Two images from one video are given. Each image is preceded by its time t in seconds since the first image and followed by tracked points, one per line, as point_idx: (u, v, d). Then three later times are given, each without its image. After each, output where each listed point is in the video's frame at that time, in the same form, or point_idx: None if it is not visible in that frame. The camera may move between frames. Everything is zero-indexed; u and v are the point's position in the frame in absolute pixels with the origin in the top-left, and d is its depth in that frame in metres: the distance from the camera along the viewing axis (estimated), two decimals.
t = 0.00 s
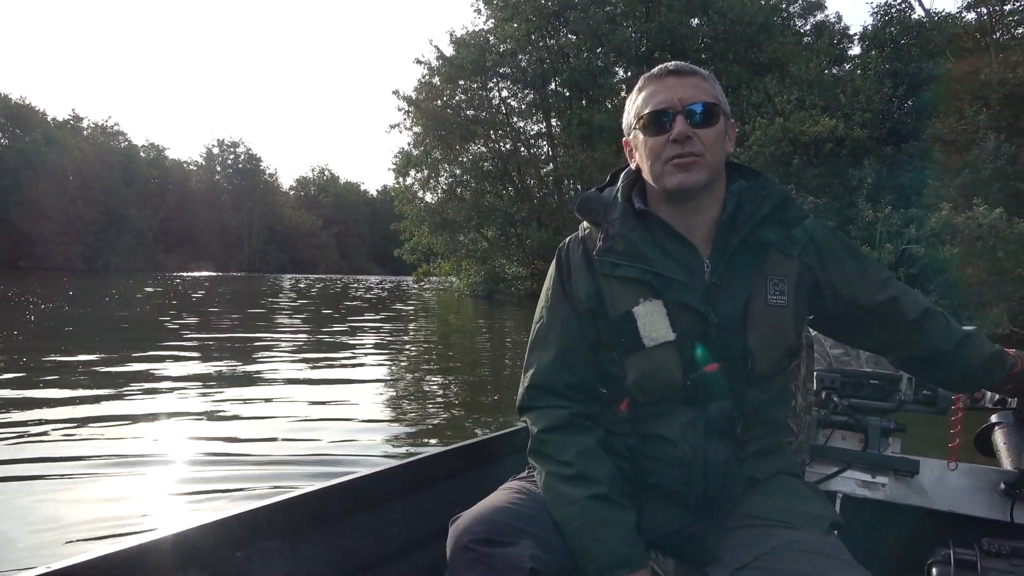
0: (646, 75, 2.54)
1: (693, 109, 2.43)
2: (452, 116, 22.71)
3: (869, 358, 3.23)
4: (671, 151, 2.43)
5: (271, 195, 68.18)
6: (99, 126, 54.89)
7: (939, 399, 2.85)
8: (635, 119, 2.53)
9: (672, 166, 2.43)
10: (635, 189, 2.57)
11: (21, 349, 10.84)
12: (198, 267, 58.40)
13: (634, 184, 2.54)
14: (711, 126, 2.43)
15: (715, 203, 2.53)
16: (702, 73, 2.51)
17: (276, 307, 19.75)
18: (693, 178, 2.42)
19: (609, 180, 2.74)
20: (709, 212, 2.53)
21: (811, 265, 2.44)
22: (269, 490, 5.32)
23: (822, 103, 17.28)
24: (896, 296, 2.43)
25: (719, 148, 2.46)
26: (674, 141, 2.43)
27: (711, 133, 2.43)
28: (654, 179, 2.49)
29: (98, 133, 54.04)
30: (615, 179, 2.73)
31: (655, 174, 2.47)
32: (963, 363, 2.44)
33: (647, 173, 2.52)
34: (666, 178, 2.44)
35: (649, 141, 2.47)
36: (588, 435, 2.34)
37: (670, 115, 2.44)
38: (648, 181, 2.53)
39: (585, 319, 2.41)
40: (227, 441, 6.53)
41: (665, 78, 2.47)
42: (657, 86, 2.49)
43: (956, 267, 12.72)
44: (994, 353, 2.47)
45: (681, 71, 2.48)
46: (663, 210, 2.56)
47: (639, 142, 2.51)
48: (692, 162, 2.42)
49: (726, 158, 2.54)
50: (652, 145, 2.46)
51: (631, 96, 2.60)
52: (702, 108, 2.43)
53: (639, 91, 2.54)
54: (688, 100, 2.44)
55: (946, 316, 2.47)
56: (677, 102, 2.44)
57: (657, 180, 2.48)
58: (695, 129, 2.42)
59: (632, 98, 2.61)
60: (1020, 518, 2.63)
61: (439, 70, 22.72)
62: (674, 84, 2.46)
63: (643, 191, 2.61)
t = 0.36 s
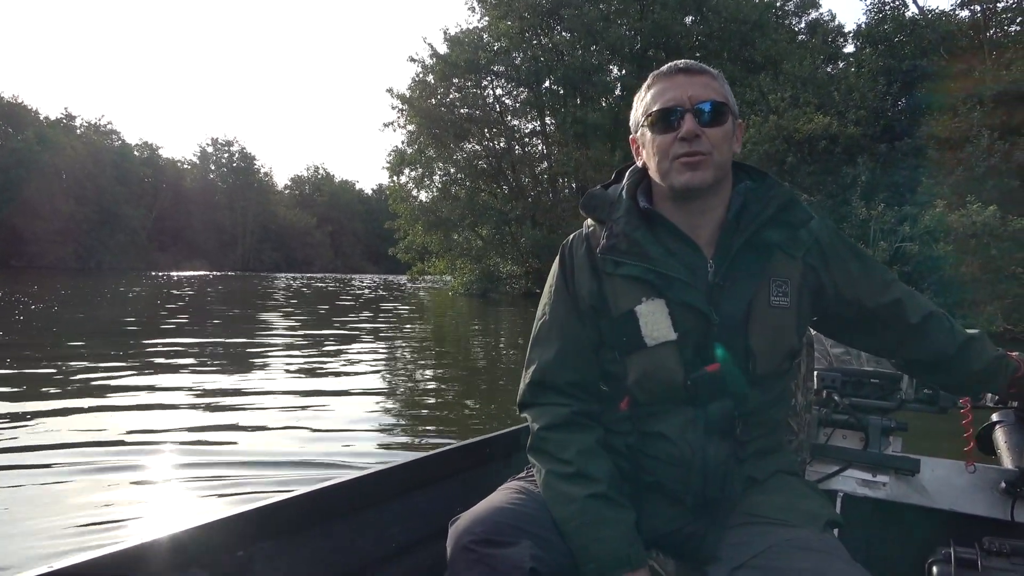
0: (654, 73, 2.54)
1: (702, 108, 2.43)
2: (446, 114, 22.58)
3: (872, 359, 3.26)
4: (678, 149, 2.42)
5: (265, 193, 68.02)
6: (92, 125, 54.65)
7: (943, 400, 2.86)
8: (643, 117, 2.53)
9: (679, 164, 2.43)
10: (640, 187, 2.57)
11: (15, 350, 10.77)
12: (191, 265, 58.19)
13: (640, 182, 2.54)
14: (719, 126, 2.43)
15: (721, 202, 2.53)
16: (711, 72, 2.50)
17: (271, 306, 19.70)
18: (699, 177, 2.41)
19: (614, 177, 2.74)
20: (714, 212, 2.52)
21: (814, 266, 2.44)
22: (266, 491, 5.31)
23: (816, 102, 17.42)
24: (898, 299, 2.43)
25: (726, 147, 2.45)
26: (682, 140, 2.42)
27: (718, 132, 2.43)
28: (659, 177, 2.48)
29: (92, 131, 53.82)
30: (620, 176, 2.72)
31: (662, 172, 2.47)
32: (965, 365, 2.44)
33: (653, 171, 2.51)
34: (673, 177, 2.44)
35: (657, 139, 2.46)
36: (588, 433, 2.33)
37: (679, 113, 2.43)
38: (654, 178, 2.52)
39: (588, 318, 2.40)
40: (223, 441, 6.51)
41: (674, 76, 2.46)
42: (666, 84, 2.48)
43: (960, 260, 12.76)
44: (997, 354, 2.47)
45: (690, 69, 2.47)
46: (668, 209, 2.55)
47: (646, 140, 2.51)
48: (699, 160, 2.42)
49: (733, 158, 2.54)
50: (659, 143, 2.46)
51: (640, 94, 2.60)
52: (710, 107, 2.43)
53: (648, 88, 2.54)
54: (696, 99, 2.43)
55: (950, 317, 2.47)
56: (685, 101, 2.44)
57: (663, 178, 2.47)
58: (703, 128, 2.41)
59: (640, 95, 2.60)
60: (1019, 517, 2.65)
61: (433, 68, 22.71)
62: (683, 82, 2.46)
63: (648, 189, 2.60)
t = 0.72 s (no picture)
0: (663, 71, 2.53)
1: (711, 106, 2.42)
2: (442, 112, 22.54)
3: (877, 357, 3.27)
4: (687, 147, 2.42)
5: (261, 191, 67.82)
6: (87, 123, 54.37)
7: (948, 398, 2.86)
8: (652, 115, 2.53)
9: (688, 162, 2.42)
10: (648, 185, 2.57)
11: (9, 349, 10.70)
12: (187, 264, 57.98)
13: (648, 178, 2.53)
14: (729, 124, 2.42)
15: (729, 201, 2.52)
16: (722, 71, 2.49)
17: (268, 305, 19.63)
18: (708, 174, 2.40)
19: (623, 174, 2.74)
20: (721, 209, 2.52)
21: (821, 264, 2.43)
22: (266, 489, 5.29)
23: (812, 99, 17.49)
24: (906, 298, 2.42)
25: (735, 146, 2.45)
26: (691, 137, 2.41)
27: (728, 131, 2.42)
28: (667, 175, 2.48)
29: (87, 130, 53.52)
30: (628, 173, 2.72)
31: (670, 170, 2.46)
32: (974, 363, 2.43)
33: (661, 169, 2.51)
34: (681, 174, 2.43)
35: (666, 137, 2.46)
36: (592, 429, 2.32)
37: (688, 110, 2.43)
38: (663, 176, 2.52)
39: (594, 313, 2.39)
40: (222, 440, 6.48)
41: (684, 74, 2.46)
42: (676, 82, 2.48)
43: (966, 253, 12.81)
44: (1003, 353, 2.46)
45: (700, 67, 2.46)
46: (676, 206, 2.55)
47: (655, 138, 2.50)
48: (708, 158, 2.41)
49: (742, 156, 2.53)
50: (668, 140, 2.45)
51: (649, 92, 2.60)
52: (720, 105, 2.42)
53: (658, 85, 2.53)
54: (706, 97, 2.42)
55: (958, 317, 2.46)
56: (694, 99, 2.43)
57: (671, 176, 2.47)
58: (713, 125, 2.40)
59: (651, 92, 2.60)
60: None
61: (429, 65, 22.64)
62: (692, 80, 2.45)
63: (655, 187, 2.60)
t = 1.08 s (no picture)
0: (667, 70, 2.53)
1: (714, 104, 2.42)
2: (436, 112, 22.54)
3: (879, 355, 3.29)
4: (690, 145, 2.42)
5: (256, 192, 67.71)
6: (80, 125, 54.20)
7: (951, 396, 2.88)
8: (654, 114, 2.53)
9: (692, 161, 2.42)
10: (651, 184, 2.57)
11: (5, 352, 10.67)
12: (183, 266, 57.87)
13: (651, 176, 2.53)
14: (731, 122, 2.43)
15: (731, 199, 2.52)
16: (724, 69, 2.49)
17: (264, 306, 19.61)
18: (712, 173, 2.40)
19: (626, 172, 2.74)
20: (723, 208, 2.52)
21: (823, 263, 2.43)
22: (266, 491, 5.28)
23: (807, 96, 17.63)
24: (908, 296, 2.42)
25: (736, 144, 2.45)
26: (694, 135, 2.41)
27: (731, 129, 2.42)
28: (671, 172, 2.47)
29: (81, 132, 53.38)
30: (632, 172, 2.72)
31: (673, 170, 2.46)
32: (976, 360, 2.43)
33: (664, 168, 2.51)
34: (684, 173, 2.43)
35: (669, 134, 2.46)
36: (597, 428, 2.32)
37: (691, 109, 2.42)
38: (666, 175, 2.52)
39: (598, 312, 2.39)
40: (221, 442, 6.47)
41: (687, 72, 2.46)
42: (679, 80, 2.47)
43: (963, 250, 12.89)
44: (1006, 350, 2.46)
45: (702, 65, 2.46)
46: (680, 205, 2.55)
47: (658, 136, 2.50)
48: (712, 157, 2.41)
49: (744, 154, 2.53)
50: (671, 138, 2.45)
51: (652, 91, 2.60)
52: (723, 103, 2.42)
53: (661, 84, 2.53)
54: (709, 95, 2.42)
55: (960, 314, 2.46)
56: (698, 97, 2.43)
57: (675, 174, 2.46)
58: (715, 123, 2.41)
59: (653, 91, 2.59)
60: None
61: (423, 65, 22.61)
62: (695, 78, 2.45)
63: (659, 185, 2.60)
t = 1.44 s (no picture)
0: (666, 75, 2.52)
1: (713, 109, 2.41)
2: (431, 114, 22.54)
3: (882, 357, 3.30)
4: (689, 150, 2.41)
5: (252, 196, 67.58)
6: (75, 130, 54.06)
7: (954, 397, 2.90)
8: (654, 119, 2.52)
9: (691, 166, 2.41)
10: (653, 188, 2.56)
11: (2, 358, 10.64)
12: (178, 270, 57.73)
13: (652, 180, 2.52)
14: (731, 126, 2.42)
15: (732, 203, 2.52)
16: (722, 73, 2.48)
17: (261, 310, 19.57)
18: (711, 178, 2.40)
19: (627, 176, 2.73)
20: (724, 211, 2.51)
21: (825, 266, 2.42)
22: (265, 496, 5.27)
23: (803, 97, 17.73)
24: (910, 299, 2.42)
25: (737, 148, 2.44)
26: (692, 140, 2.41)
27: (730, 133, 2.42)
28: (671, 178, 2.47)
29: (77, 136, 53.26)
30: (633, 176, 2.71)
31: (673, 175, 2.46)
32: (979, 363, 2.43)
33: (665, 173, 2.51)
34: (684, 179, 2.43)
35: (668, 140, 2.45)
36: (599, 431, 2.31)
37: (690, 114, 2.42)
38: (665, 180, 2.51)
39: (600, 316, 2.38)
40: (219, 447, 6.45)
41: (686, 78, 2.45)
42: (677, 86, 2.47)
43: (961, 250, 12.96)
44: (1009, 353, 2.46)
45: (700, 70, 2.46)
46: (680, 209, 2.54)
47: (657, 141, 2.50)
48: (711, 161, 2.40)
49: (745, 158, 2.52)
50: (670, 144, 2.45)
51: (651, 96, 2.59)
52: (722, 108, 2.41)
53: (660, 90, 2.53)
54: (707, 100, 2.42)
55: (963, 317, 2.46)
56: (696, 103, 2.42)
57: (675, 179, 2.46)
58: (714, 128, 2.40)
59: (653, 96, 2.59)
60: None
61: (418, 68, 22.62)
62: (694, 83, 2.44)
63: (660, 188, 2.60)
